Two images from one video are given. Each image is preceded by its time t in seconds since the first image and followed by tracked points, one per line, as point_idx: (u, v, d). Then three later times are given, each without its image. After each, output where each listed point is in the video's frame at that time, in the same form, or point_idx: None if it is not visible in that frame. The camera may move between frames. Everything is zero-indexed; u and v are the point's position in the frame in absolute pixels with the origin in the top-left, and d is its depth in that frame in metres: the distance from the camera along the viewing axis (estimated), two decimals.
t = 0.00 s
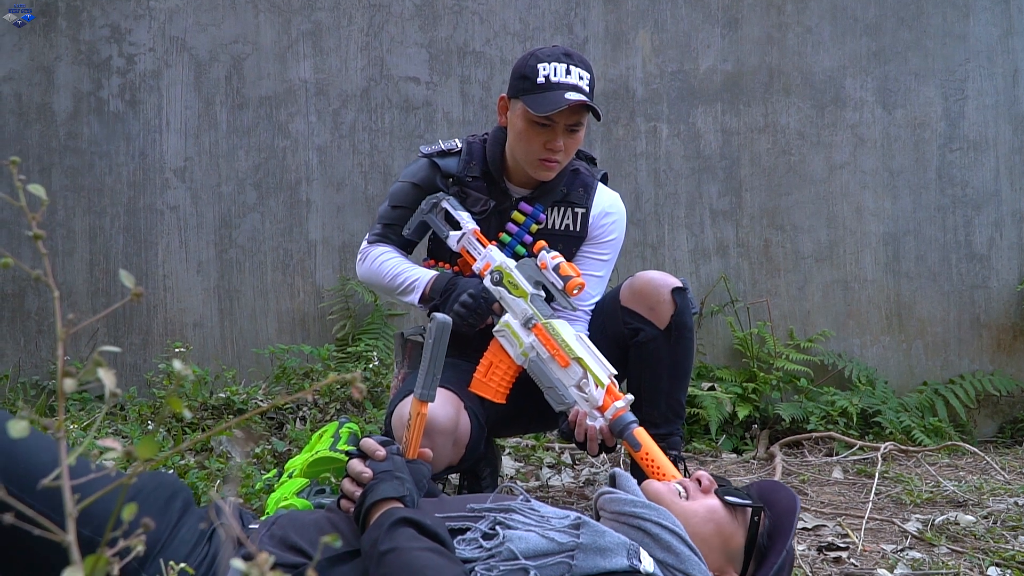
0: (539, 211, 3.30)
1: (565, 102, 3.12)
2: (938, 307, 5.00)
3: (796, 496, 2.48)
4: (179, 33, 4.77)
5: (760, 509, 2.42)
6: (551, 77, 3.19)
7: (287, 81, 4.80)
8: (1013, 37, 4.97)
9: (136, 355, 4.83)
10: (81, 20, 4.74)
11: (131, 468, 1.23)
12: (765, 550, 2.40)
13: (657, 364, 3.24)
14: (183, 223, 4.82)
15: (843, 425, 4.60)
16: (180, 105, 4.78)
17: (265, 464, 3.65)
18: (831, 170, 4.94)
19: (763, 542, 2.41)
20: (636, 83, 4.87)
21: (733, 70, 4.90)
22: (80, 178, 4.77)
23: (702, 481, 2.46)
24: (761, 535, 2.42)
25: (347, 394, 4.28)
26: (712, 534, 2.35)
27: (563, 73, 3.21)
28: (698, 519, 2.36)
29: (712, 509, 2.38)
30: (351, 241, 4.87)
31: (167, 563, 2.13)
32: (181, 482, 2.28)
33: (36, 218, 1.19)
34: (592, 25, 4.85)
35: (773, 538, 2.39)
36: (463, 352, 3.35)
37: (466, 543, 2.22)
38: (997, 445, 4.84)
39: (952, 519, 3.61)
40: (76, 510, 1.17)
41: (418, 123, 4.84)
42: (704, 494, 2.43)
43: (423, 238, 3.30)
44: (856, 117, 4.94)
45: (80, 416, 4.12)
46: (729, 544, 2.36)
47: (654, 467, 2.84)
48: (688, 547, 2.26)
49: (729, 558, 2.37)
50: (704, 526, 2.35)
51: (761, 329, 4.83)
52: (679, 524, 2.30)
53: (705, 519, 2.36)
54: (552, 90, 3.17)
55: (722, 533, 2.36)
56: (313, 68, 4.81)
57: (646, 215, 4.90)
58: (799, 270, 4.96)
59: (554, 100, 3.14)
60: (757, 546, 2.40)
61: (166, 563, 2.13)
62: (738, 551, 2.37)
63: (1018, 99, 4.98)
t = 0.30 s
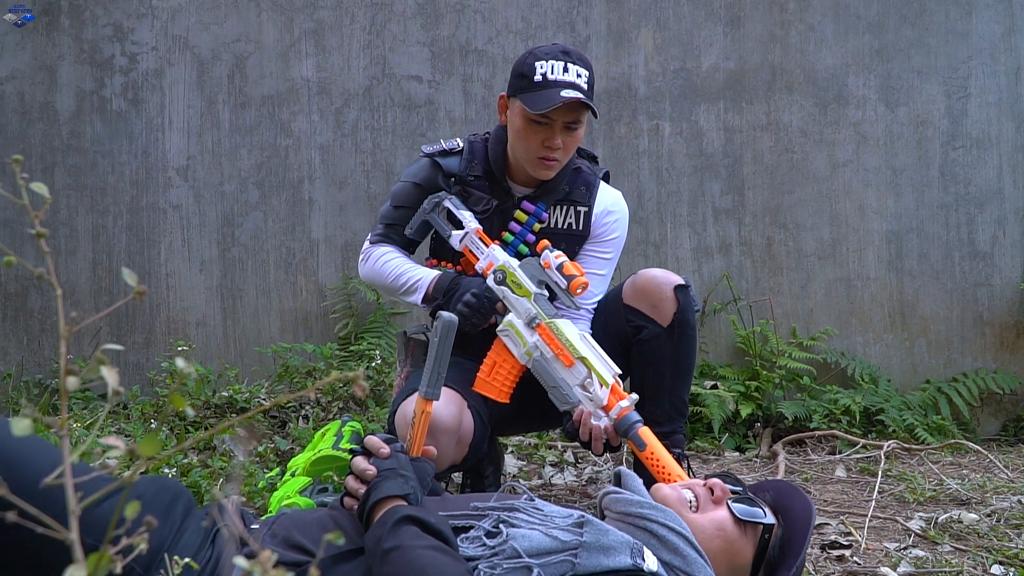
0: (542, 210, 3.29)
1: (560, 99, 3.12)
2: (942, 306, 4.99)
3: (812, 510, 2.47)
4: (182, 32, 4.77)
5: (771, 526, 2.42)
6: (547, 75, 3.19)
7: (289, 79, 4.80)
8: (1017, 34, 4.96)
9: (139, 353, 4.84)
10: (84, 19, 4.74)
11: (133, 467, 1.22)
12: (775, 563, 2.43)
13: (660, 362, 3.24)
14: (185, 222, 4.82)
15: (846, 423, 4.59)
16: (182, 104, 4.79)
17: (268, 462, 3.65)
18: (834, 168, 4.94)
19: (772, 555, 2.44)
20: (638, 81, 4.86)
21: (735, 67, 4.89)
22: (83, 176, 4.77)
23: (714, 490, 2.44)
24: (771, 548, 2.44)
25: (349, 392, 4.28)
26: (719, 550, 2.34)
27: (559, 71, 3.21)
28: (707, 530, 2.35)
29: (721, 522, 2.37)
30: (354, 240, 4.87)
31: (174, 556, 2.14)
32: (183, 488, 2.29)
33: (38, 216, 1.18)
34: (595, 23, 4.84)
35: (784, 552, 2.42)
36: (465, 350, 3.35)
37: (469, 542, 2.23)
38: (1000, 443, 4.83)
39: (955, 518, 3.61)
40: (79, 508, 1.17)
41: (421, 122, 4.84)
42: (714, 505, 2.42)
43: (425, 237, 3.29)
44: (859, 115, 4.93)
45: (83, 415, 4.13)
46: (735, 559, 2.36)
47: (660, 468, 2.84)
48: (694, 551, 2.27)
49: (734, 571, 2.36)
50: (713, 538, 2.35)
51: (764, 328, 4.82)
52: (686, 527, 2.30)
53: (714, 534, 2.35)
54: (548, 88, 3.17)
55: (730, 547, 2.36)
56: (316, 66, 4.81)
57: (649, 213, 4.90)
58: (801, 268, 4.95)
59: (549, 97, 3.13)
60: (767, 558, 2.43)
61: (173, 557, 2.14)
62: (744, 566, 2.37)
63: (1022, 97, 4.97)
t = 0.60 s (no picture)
0: (546, 209, 3.30)
1: (532, 90, 3.13)
2: (946, 306, 4.98)
3: (824, 519, 2.46)
4: (186, 31, 4.78)
5: (780, 542, 2.41)
6: (525, 69, 3.21)
7: (293, 78, 4.81)
8: (1021, 34, 4.94)
9: (143, 351, 4.84)
10: (88, 17, 4.74)
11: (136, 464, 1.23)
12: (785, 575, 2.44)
13: (664, 361, 3.23)
14: (189, 220, 4.82)
15: (850, 423, 4.59)
16: (186, 102, 4.79)
17: (271, 461, 3.65)
18: (838, 168, 4.93)
19: (782, 567, 2.44)
20: (642, 80, 4.86)
21: (739, 67, 4.89)
22: (87, 175, 4.78)
23: (724, 501, 2.43)
24: (780, 560, 2.45)
25: (352, 391, 4.28)
26: (725, 564, 2.35)
27: (538, 65, 3.22)
28: (712, 544, 2.35)
29: (726, 537, 2.37)
30: (357, 239, 4.87)
31: (180, 548, 2.16)
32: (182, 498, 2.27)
33: (43, 214, 1.20)
34: (598, 22, 4.84)
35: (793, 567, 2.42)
36: (469, 349, 3.35)
37: (472, 545, 2.22)
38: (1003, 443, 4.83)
39: (958, 518, 3.60)
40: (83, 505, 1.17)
41: (424, 121, 4.84)
42: (722, 516, 2.41)
43: (428, 236, 3.30)
44: (863, 114, 4.92)
45: (86, 412, 4.13)
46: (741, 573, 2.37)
47: (676, 469, 2.86)
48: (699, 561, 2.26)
49: None
50: (718, 551, 2.35)
51: (767, 327, 4.82)
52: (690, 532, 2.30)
53: (719, 549, 2.35)
54: (524, 82, 3.19)
55: (736, 561, 2.36)
56: (319, 65, 4.81)
57: (652, 212, 4.90)
58: (805, 268, 4.95)
59: (522, 91, 3.15)
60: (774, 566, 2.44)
61: (179, 549, 2.16)
62: None
63: None
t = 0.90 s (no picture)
0: (548, 208, 3.29)
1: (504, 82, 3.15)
2: (949, 305, 4.98)
3: (823, 520, 2.46)
4: (189, 30, 4.78)
5: (776, 543, 2.40)
6: (502, 63, 3.22)
7: (296, 77, 4.81)
8: None
9: (146, 350, 4.85)
10: (92, 15, 4.75)
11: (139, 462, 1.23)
12: None
13: (668, 361, 3.23)
14: (192, 219, 4.83)
15: (853, 423, 4.58)
16: (190, 101, 4.79)
17: (274, 460, 3.65)
18: (841, 167, 4.93)
19: (780, 568, 2.44)
20: (645, 80, 4.86)
21: (743, 66, 4.88)
22: (90, 173, 4.78)
23: (719, 505, 2.42)
24: (779, 561, 2.45)
25: (355, 390, 4.29)
26: (724, 566, 2.35)
27: (514, 57, 3.23)
28: (709, 547, 2.35)
29: (723, 541, 2.36)
30: (360, 238, 4.87)
31: (186, 541, 2.17)
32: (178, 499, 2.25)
33: (46, 212, 1.20)
34: (601, 21, 4.84)
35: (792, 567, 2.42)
36: (472, 349, 3.35)
37: (472, 548, 2.24)
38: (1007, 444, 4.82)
39: (961, 518, 3.60)
40: (86, 503, 1.17)
41: (427, 120, 4.84)
42: (719, 520, 2.40)
43: (431, 236, 3.31)
44: (867, 114, 4.92)
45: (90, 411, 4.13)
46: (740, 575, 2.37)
47: (684, 465, 2.88)
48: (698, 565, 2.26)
49: None
50: (715, 555, 2.35)
51: (770, 327, 4.82)
52: (688, 536, 2.30)
53: (717, 552, 2.35)
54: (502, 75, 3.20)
55: (735, 564, 2.36)
56: (323, 64, 4.81)
57: (655, 212, 4.90)
58: (808, 268, 4.95)
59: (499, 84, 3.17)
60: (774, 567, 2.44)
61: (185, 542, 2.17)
62: None
63: None
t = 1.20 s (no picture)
0: (548, 207, 3.29)
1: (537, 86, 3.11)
2: (952, 307, 4.98)
3: (824, 513, 2.46)
4: (193, 29, 4.78)
5: (779, 536, 2.41)
6: (525, 65, 3.19)
7: (300, 76, 4.81)
8: None
9: (149, 349, 4.85)
10: (95, 14, 4.75)
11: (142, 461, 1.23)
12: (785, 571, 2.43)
13: (671, 361, 3.24)
14: (195, 218, 4.83)
15: (855, 424, 4.59)
16: (193, 100, 4.80)
17: (277, 459, 3.66)
18: (844, 168, 4.93)
19: (781, 563, 2.43)
20: (648, 80, 4.86)
21: (746, 67, 4.88)
22: (94, 172, 4.79)
23: (720, 500, 2.42)
24: (780, 555, 2.44)
25: (358, 389, 4.30)
26: (727, 562, 2.35)
27: (537, 59, 3.19)
28: (713, 543, 2.36)
29: (727, 535, 2.37)
30: (363, 237, 4.87)
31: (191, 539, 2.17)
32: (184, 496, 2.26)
33: (51, 211, 1.20)
34: (605, 22, 4.84)
35: (793, 561, 2.41)
36: (475, 349, 3.35)
37: (474, 546, 2.23)
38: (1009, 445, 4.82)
39: (964, 519, 3.60)
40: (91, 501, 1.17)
41: (430, 120, 4.84)
42: (720, 515, 2.40)
43: (433, 238, 3.28)
44: (870, 115, 4.92)
45: (93, 410, 4.13)
46: (744, 570, 2.37)
47: (688, 463, 2.87)
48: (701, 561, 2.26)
49: None
50: (718, 550, 2.35)
51: (773, 328, 4.82)
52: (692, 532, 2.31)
53: (721, 547, 2.36)
54: (526, 78, 3.17)
55: (738, 559, 2.36)
56: (326, 64, 4.81)
57: (659, 212, 4.90)
58: (811, 268, 4.95)
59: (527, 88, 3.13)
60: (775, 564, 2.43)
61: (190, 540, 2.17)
62: None
63: None
